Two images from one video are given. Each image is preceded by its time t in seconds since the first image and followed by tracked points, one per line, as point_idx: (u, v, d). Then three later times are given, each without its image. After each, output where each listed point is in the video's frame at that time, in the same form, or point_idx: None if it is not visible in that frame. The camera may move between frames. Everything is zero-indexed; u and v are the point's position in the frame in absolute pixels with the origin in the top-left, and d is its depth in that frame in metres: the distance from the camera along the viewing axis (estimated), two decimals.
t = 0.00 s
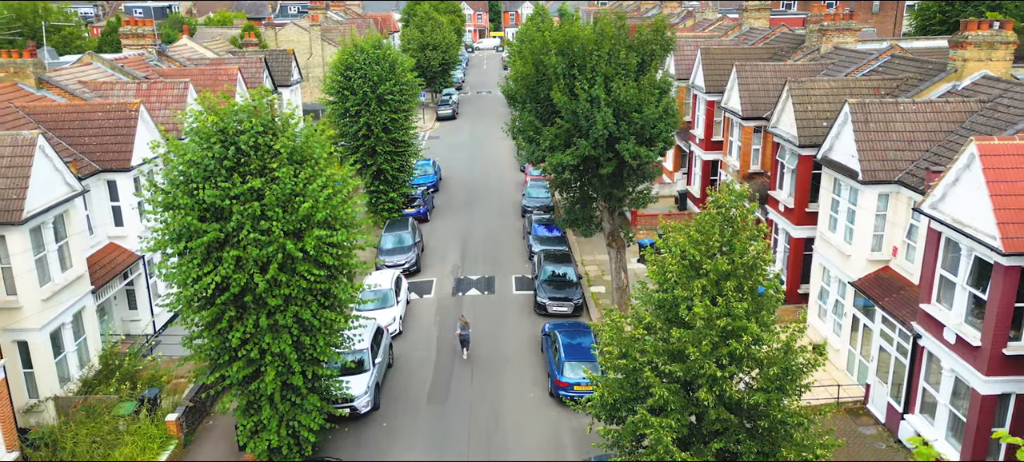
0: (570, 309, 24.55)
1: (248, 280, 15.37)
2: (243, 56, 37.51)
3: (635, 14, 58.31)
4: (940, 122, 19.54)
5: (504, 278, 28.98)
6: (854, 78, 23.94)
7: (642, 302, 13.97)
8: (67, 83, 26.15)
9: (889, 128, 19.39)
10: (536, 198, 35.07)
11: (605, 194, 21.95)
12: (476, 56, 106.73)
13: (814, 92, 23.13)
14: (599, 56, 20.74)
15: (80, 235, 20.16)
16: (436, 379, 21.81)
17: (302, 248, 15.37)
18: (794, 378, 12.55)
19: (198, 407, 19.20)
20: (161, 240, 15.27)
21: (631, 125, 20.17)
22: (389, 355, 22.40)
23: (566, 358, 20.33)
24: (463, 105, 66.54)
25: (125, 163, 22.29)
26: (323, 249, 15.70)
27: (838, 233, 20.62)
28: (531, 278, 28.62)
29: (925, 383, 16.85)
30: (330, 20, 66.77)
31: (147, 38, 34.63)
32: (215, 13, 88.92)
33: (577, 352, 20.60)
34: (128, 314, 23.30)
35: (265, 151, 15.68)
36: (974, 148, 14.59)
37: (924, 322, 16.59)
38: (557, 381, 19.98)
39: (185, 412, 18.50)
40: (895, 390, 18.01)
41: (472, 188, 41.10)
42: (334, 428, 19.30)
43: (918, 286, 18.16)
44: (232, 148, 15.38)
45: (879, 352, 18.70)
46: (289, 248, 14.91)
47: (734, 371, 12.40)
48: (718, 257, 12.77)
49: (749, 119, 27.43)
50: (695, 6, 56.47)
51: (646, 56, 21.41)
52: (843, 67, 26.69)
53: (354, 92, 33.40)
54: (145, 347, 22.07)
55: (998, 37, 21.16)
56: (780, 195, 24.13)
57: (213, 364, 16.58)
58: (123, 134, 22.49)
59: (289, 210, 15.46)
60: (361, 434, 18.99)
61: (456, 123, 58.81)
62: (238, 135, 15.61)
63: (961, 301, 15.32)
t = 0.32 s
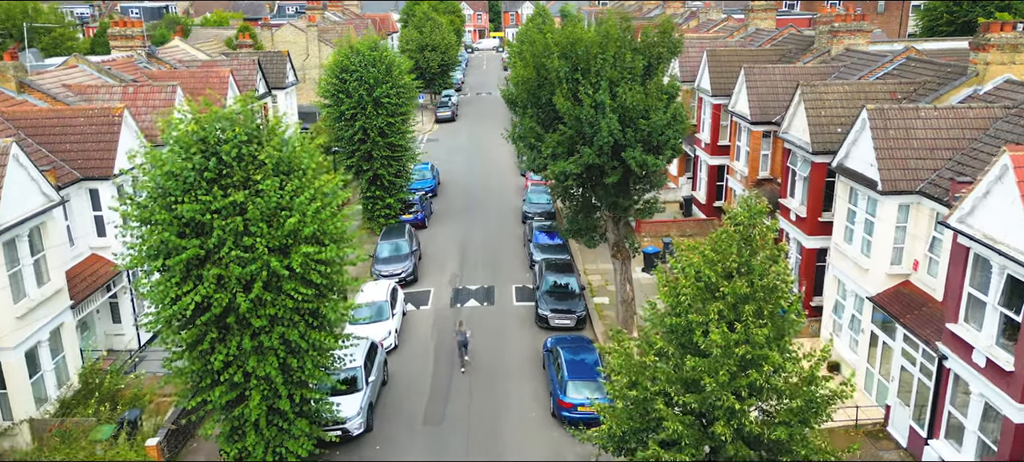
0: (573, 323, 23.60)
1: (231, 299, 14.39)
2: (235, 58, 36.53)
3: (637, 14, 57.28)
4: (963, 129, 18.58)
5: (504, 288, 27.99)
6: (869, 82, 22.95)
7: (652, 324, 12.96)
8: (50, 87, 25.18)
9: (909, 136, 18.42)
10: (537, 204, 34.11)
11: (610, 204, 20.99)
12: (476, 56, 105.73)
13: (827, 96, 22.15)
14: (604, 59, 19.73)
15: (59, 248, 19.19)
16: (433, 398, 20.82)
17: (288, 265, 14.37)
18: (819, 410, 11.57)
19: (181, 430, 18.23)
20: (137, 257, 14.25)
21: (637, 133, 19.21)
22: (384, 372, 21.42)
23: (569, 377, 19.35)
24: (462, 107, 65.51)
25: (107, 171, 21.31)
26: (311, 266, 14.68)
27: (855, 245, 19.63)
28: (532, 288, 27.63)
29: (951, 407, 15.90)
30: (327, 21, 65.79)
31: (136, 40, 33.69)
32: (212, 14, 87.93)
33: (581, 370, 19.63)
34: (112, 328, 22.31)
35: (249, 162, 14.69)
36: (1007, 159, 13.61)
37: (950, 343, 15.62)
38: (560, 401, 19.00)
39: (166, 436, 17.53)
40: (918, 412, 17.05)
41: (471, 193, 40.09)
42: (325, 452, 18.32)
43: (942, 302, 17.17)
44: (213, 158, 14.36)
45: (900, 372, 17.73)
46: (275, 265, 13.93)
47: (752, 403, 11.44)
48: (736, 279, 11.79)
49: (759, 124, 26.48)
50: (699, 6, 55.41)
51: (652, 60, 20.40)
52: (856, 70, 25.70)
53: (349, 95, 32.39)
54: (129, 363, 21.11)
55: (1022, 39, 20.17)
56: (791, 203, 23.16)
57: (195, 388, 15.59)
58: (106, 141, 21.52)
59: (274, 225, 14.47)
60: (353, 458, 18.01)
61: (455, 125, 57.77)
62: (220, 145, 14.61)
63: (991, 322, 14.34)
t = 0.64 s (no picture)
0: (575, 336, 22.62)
1: (210, 322, 13.39)
2: (227, 59, 35.52)
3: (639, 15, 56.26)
4: (988, 136, 17.60)
5: (504, 299, 26.99)
6: (885, 85, 21.95)
7: (664, 351, 11.97)
8: (31, 91, 24.18)
9: (931, 143, 17.44)
10: (537, 210, 33.13)
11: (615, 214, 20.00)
12: (476, 57, 104.73)
13: (842, 101, 21.17)
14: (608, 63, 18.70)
15: (34, 261, 18.16)
16: (429, 417, 19.84)
17: (271, 285, 13.39)
18: (849, 450, 10.57)
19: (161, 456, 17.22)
20: (109, 277, 13.21)
21: (644, 141, 18.24)
22: (378, 389, 20.43)
23: (572, 397, 18.35)
24: (462, 109, 64.47)
25: (87, 180, 20.27)
26: (296, 287, 13.69)
27: (873, 258, 18.66)
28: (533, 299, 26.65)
29: (980, 434, 14.92)
30: (325, 21, 64.80)
31: (124, 42, 32.81)
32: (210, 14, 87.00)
33: (584, 390, 18.64)
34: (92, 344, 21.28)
35: (230, 174, 13.68)
36: None
37: (979, 366, 14.63)
38: (562, 423, 17.99)
39: None
40: (943, 438, 16.09)
41: (469, 199, 39.04)
42: None
43: (968, 321, 16.19)
44: (191, 170, 13.31)
45: (923, 394, 16.74)
46: (257, 286, 12.92)
47: (775, 441, 10.45)
48: (757, 305, 10.79)
49: (768, 129, 25.48)
50: (703, 6, 54.36)
51: (660, 63, 19.40)
52: (870, 73, 24.70)
53: (344, 99, 31.39)
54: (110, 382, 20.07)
55: None
56: (804, 212, 22.17)
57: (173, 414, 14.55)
58: (86, 149, 20.52)
59: (257, 242, 13.47)
60: None
61: (454, 127, 56.72)
62: (199, 155, 13.57)
63: None
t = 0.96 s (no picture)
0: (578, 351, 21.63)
1: (187, 349, 12.40)
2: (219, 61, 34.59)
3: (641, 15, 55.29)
4: (1016, 145, 16.64)
5: (504, 310, 26.00)
6: (903, 89, 20.96)
7: (678, 383, 10.98)
8: (11, 95, 23.18)
9: (956, 152, 16.47)
10: (538, 216, 32.16)
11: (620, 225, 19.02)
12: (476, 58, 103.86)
13: (858, 106, 20.16)
14: (613, 66, 17.70)
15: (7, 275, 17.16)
16: (425, 438, 18.87)
17: (252, 308, 12.41)
18: None
19: None
20: (76, 299, 12.21)
21: (652, 149, 17.28)
22: (371, 409, 19.44)
23: (575, 420, 17.36)
24: (461, 110, 63.51)
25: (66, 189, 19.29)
26: (280, 309, 12.72)
27: (893, 272, 17.68)
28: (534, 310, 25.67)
29: None
30: (322, 22, 63.85)
31: (111, 43, 31.99)
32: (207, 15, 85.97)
33: (588, 411, 17.66)
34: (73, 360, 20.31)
35: (209, 189, 12.71)
36: None
37: (1012, 392, 13.64)
38: (565, 448, 17.00)
39: None
40: None
41: (468, 204, 38.03)
42: None
43: (997, 341, 15.22)
44: (165, 185, 12.33)
45: (950, 419, 15.77)
46: (236, 309, 11.95)
47: None
48: (782, 336, 9.81)
49: (778, 135, 24.48)
50: (706, 7, 53.37)
51: (668, 66, 18.40)
52: (885, 76, 23.73)
53: (339, 102, 30.39)
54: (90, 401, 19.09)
55: None
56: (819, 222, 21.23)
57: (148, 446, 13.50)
58: (65, 157, 19.54)
59: (237, 261, 12.50)
60: None
61: (453, 130, 55.70)
62: (175, 169, 12.59)
63: None
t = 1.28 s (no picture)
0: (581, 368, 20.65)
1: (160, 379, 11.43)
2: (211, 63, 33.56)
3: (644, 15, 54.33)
4: None
5: (504, 323, 25.02)
6: (922, 94, 19.98)
7: (696, 420, 10.04)
8: None
9: (984, 162, 15.50)
10: (539, 223, 31.20)
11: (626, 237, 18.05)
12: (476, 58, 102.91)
13: (876, 111, 19.19)
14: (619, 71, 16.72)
15: None
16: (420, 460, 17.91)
17: (232, 334, 11.45)
18: None
19: None
20: (38, 326, 11.18)
21: (661, 159, 16.32)
22: (364, 430, 18.48)
23: (580, 445, 16.41)
24: (460, 112, 62.50)
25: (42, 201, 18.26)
26: (262, 335, 11.75)
27: (916, 289, 16.72)
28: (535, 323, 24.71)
29: None
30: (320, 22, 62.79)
31: (99, 45, 30.89)
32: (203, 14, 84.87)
33: (593, 435, 16.69)
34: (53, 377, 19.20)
35: (185, 205, 11.73)
36: None
37: None
38: None
39: None
40: None
41: (468, 209, 37.05)
42: None
43: None
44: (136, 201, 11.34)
45: (979, 446, 14.85)
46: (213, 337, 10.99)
47: None
48: (816, 374, 9.03)
49: (790, 141, 23.51)
50: (710, 7, 52.42)
51: (677, 70, 17.42)
52: (901, 80, 22.76)
53: (334, 106, 29.35)
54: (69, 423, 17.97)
55: None
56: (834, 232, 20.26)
57: None
58: (42, 165, 18.51)
59: (215, 284, 11.52)
60: None
61: (453, 133, 54.67)
62: (148, 184, 11.60)
63: None
